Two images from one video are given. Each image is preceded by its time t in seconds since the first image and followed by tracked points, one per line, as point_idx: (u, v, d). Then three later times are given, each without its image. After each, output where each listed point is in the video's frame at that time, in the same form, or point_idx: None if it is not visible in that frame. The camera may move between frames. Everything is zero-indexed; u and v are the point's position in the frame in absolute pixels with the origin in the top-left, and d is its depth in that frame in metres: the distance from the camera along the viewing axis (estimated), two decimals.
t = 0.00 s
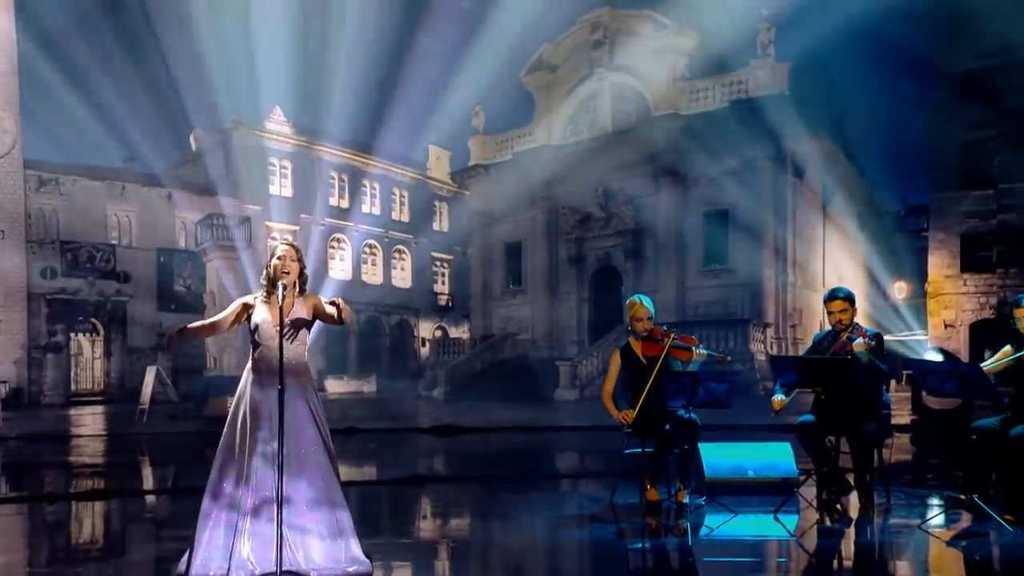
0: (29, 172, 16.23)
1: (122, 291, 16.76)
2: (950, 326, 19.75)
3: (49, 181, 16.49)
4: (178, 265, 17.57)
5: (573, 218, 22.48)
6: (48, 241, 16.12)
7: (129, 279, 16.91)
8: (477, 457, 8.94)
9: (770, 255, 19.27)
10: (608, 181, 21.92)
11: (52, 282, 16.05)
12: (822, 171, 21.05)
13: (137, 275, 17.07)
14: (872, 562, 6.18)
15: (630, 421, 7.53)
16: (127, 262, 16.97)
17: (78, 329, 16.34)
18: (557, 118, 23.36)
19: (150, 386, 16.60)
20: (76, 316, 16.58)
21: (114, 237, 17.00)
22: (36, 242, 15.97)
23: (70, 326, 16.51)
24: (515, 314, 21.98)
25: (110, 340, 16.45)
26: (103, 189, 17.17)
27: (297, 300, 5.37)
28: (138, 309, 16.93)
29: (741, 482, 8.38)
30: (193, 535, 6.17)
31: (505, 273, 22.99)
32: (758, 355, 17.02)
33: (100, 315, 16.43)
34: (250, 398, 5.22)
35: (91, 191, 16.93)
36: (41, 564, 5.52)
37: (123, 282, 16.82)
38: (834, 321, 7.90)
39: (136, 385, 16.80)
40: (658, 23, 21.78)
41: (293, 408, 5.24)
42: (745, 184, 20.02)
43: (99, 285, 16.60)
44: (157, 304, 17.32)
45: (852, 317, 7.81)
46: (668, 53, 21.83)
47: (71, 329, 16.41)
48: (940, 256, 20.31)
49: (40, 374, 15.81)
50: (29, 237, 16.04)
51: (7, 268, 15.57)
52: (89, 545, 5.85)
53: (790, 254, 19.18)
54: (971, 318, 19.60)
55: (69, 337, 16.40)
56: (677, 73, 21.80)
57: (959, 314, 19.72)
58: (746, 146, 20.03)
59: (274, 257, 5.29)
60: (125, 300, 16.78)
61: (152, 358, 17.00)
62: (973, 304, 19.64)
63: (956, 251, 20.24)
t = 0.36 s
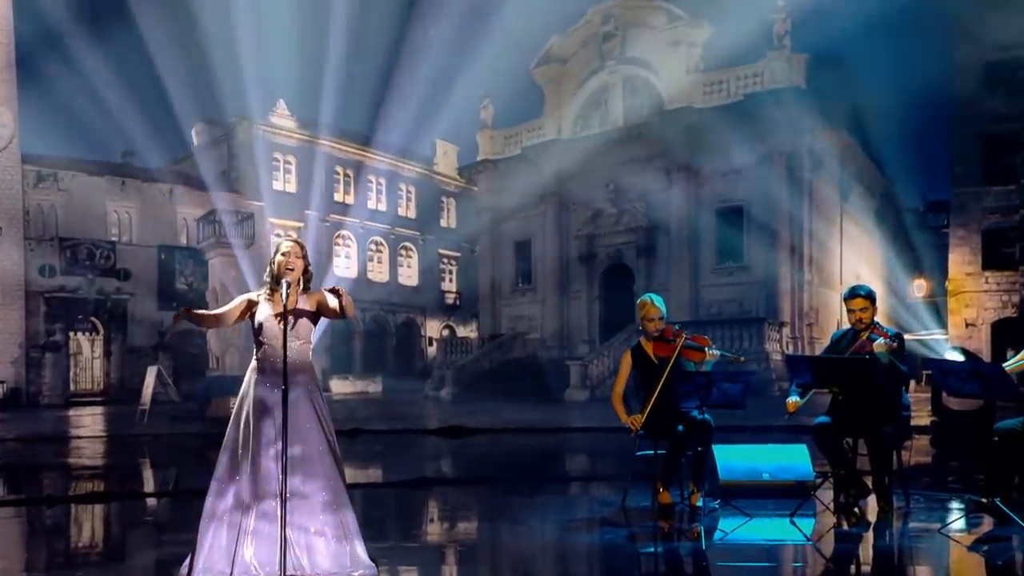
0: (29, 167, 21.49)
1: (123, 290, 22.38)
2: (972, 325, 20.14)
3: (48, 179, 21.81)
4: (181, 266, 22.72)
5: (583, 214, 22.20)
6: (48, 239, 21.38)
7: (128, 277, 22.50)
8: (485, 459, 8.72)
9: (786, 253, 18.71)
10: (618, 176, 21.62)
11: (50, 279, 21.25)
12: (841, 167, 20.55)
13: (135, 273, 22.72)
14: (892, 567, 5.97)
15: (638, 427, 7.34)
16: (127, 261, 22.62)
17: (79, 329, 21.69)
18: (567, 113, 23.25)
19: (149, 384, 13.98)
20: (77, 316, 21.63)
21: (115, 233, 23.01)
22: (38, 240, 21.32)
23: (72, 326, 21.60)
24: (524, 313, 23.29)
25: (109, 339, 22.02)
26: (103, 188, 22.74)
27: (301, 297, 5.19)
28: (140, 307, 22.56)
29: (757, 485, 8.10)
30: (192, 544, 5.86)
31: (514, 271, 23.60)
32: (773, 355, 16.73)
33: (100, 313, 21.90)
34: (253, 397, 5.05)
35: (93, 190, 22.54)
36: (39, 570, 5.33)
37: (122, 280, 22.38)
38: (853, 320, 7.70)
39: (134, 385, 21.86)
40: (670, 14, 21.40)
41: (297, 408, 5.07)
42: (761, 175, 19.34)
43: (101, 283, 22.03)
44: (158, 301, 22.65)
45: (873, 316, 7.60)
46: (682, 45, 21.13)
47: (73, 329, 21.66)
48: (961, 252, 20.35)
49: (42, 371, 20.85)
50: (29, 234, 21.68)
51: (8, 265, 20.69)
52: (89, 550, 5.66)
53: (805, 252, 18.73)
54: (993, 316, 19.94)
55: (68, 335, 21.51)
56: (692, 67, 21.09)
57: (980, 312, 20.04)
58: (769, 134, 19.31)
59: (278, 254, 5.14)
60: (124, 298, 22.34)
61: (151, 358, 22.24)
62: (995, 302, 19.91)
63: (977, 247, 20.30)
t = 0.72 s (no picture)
0: (23, 159, 17.33)
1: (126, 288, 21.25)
2: (995, 324, 19.29)
3: (47, 172, 17.61)
4: (180, 260, 19.19)
5: (596, 210, 22.01)
6: (45, 233, 17.31)
7: (129, 274, 18.38)
8: (495, 462, 8.53)
9: (803, 250, 18.47)
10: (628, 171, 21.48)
11: (49, 277, 17.14)
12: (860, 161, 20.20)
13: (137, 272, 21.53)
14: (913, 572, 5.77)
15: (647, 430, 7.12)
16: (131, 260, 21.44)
17: (77, 329, 17.60)
18: (579, 104, 22.86)
19: (149, 386, 13.80)
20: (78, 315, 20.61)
21: (114, 230, 18.86)
22: (33, 235, 17.18)
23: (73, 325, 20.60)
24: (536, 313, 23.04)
25: (109, 339, 17.89)
26: (103, 179, 18.65)
27: (306, 294, 5.06)
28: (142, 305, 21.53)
29: (773, 489, 7.90)
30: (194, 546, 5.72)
31: (525, 269, 23.42)
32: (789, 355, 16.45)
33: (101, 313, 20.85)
34: (256, 396, 4.89)
35: (93, 184, 18.39)
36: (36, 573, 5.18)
37: (123, 277, 18.29)
38: (874, 319, 7.51)
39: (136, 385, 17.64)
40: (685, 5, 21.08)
41: (302, 408, 4.91)
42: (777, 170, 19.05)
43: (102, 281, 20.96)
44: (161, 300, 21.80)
45: (896, 315, 7.39)
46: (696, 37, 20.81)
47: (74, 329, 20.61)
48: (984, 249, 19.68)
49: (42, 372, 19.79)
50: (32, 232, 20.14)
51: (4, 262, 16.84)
52: (89, 553, 5.51)
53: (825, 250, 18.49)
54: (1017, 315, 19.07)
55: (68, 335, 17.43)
56: (706, 58, 20.70)
57: (1003, 311, 19.23)
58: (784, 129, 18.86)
59: (283, 251, 5.02)
60: (126, 296, 18.49)
61: (152, 357, 18.32)
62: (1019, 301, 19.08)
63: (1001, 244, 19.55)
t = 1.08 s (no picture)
0: (24, 156, 16.52)
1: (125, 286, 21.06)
2: None
3: (46, 167, 16.81)
4: (182, 256, 18.55)
5: (608, 206, 21.88)
6: (44, 229, 16.45)
7: (130, 271, 17.63)
8: (505, 463, 8.36)
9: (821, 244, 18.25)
10: (646, 166, 20.83)
11: (47, 275, 16.46)
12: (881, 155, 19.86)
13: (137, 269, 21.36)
14: None
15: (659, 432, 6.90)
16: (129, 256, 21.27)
17: (76, 328, 16.94)
18: (592, 97, 22.67)
19: (152, 386, 13.72)
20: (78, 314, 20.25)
21: (115, 225, 17.93)
22: (32, 231, 16.36)
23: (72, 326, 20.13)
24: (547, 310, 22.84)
25: (109, 337, 17.08)
26: (103, 173, 17.62)
27: (310, 290, 4.86)
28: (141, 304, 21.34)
29: (791, 491, 7.65)
30: (193, 551, 5.55)
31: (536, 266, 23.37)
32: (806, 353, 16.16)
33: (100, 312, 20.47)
34: (258, 396, 4.73)
35: (92, 179, 17.40)
36: None
37: (123, 275, 17.55)
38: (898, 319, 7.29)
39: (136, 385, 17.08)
40: None
41: (306, 409, 4.75)
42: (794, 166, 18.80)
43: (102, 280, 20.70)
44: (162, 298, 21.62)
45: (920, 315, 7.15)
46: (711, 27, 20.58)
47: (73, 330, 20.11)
48: None
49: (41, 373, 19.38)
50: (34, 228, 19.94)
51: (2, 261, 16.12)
52: (88, 557, 5.36)
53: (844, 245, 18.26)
54: None
55: (67, 334, 16.84)
56: (721, 50, 20.41)
57: None
58: (797, 126, 18.78)
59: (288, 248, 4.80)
60: (125, 292, 17.69)
61: (153, 357, 17.66)
62: None
63: None
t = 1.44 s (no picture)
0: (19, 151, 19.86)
1: (124, 283, 21.01)
2: None
3: (42, 161, 20.25)
4: (190, 252, 21.86)
5: (621, 202, 21.47)
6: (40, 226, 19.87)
7: (128, 268, 21.11)
8: (515, 466, 8.18)
9: (841, 240, 17.90)
10: (660, 158, 20.64)
11: (46, 271, 19.86)
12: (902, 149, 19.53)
13: (135, 263, 21.23)
14: None
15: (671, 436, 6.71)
16: (128, 251, 21.10)
17: (76, 325, 20.62)
18: (605, 90, 22.04)
19: (153, 387, 13.41)
20: (73, 311, 20.44)
21: (114, 220, 21.59)
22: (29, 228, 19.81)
23: (68, 321, 20.40)
24: (557, 309, 22.62)
25: (109, 334, 20.76)
26: (103, 168, 21.28)
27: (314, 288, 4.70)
28: (142, 301, 21.26)
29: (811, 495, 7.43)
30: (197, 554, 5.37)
31: (546, 264, 22.98)
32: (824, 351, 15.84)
33: (99, 308, 20.69)
34: (262, 397, 4.54)
35: (92, 173, 21.09)
36: None
37: (123, 272, 20.99)
38: (923, 318, 7.04)
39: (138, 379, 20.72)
40: None
41: (310, 411, 4.54)
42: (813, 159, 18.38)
43: (100, 276, 20.74)
44: (165, 293, 21.50)
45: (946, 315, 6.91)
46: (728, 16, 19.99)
47: (69, 324, 20.42)
48: None
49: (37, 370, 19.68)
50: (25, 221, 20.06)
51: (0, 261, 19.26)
52: (87, 563, 5.19)
53: (864, 240, 17.89)
54: None
55: (66, 330, 20.23)
56: (738, 40, 19.94)
57: None
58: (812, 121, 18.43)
59: (293, 245, 4.65)
60: (125, 291, 21.03)
61: (153, 355, 21.19)
62: None
63: None
